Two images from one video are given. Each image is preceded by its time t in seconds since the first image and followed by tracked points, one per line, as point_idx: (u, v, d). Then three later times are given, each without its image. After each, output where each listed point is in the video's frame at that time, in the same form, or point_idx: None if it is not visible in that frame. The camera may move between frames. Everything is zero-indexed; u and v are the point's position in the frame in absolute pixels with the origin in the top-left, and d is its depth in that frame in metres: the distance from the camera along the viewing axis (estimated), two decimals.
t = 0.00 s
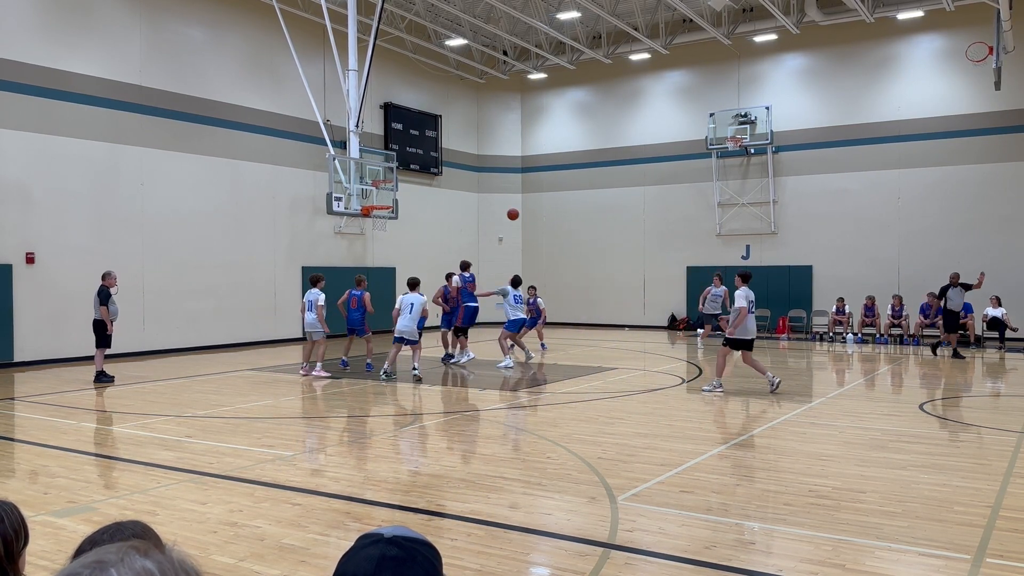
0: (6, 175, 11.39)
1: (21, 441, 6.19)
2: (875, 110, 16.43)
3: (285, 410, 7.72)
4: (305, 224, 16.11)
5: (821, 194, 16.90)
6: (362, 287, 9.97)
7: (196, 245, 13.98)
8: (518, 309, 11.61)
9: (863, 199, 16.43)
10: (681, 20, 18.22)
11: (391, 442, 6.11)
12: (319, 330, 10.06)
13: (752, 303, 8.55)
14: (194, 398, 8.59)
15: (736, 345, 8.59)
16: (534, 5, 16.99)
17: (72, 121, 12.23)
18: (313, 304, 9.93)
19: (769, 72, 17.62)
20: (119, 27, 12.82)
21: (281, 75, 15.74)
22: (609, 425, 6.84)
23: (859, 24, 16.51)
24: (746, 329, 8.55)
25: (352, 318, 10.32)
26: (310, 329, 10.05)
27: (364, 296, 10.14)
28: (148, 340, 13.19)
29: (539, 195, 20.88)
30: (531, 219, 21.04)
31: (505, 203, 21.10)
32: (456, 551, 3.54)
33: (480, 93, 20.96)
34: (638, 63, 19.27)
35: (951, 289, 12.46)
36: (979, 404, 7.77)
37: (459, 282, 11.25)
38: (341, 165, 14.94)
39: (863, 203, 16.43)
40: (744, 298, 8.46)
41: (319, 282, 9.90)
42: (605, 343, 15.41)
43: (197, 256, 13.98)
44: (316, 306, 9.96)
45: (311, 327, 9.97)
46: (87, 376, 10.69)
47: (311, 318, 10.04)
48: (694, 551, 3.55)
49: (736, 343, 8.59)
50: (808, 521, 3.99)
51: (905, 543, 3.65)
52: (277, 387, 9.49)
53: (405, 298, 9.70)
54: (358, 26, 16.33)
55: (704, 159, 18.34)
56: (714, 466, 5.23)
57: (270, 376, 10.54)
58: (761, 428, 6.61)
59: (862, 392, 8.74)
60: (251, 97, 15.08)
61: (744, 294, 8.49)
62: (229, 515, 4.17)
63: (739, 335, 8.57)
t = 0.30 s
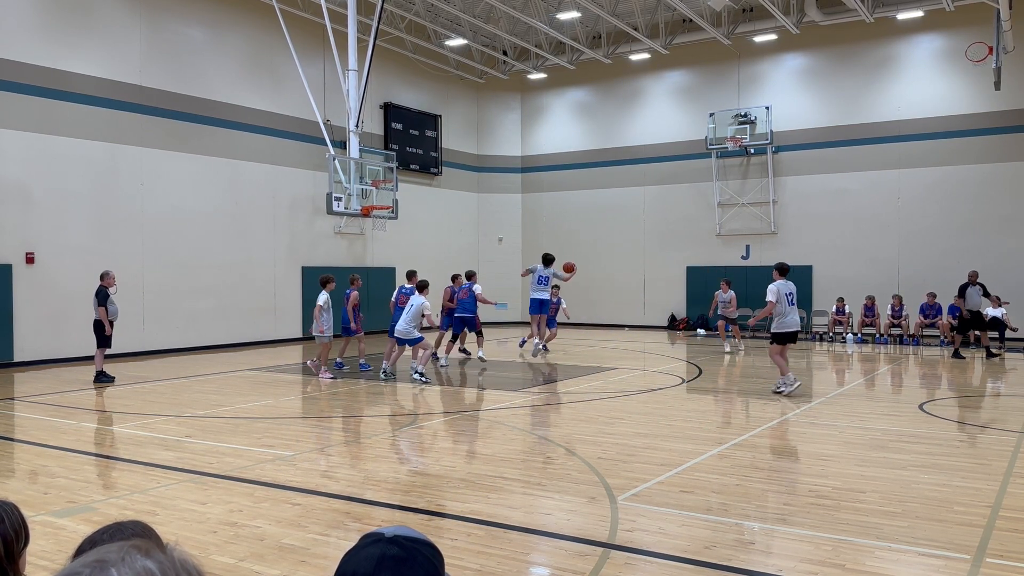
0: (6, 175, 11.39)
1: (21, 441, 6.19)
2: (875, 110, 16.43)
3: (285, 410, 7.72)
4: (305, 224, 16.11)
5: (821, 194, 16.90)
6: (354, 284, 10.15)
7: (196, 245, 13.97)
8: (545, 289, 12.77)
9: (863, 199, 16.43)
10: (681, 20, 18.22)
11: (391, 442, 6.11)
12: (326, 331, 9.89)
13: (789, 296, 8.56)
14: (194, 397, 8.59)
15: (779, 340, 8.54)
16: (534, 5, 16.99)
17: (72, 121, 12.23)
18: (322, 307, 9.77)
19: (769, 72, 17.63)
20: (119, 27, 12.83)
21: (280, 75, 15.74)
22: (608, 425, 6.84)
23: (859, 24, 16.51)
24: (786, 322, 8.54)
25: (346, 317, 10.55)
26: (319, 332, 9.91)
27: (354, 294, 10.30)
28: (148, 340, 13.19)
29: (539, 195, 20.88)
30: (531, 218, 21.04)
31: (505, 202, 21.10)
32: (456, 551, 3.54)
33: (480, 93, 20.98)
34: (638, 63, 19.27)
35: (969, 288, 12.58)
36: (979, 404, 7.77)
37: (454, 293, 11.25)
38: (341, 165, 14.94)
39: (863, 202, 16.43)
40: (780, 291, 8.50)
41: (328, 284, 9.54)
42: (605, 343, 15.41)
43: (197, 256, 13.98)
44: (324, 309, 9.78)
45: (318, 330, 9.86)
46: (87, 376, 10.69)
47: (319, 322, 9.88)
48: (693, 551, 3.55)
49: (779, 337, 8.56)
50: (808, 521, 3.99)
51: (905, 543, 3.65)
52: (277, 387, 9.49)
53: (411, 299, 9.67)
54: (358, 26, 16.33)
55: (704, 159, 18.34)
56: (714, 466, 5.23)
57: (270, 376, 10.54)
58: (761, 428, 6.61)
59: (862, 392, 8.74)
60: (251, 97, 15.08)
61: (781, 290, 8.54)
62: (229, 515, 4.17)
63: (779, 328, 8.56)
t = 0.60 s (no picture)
0: (6, 175, 11.39)
1: (21, 441, 6.19)
2: (875, 110, 16.43)
3: (285, 410, 7.72)
4: (305, 224, 16.11)
5: (821, 194, 16.90)
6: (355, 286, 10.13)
7: (196, 245, 13.97)
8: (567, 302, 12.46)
9: (863, 199, 16.43)
10: (681, 20, 18.22)
11: (391, 442, 6.11)
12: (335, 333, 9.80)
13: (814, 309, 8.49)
14: (194, 397, 8.59)
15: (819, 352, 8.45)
16: (534, 6, 16.99)
17: (72, 121, 12.23)
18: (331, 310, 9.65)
19: (768, 72, 17.63)
20: (119, 27, 12.83)
21: (280, 75, 15.74)
22: (608, 425, 6.84)
23: (859, 24, 16.51)
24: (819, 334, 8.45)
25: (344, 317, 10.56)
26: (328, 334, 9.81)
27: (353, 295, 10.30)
28: (148, 340, 13.19)
29: (539, 195, 20.88)
30: (531, 218, 21.04)
31: (505, 202, 21.10)
32: (456, 552, 3.54)
33: (480, 93, 20.99)
34: (638, 63, 19.27)
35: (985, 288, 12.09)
36: (979, 404, 7.77)
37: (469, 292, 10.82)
38: (341, 165, 14.96)
39: (863, 202, 16.43)
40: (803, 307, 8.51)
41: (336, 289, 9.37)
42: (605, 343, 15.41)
43: (197, 256, 13.98)
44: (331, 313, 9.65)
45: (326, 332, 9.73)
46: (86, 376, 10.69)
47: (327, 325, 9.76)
48: (693, 551, 3.55)
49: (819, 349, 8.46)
50: (808, 522, 3.98)
51: (905, 543, 3.65)
52: (277, 387, 9.49)
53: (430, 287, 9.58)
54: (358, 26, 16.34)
55: (704, 159, 18.34)
56: (714, 466, 5.23)
57: (271, 376, 10.54)
58: (761, 428, 6.61)
59: (862, 393, 8.73)
60: (251, 97, 15.08)
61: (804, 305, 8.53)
62: (229, 515, 4.16)
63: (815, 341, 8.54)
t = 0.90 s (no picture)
0: (6, 175, 11.39)
1: (21, 441, 6.19)
2: (875, 111, 16.44)
3: (285, 410, 7.72)
4: (305, 224, 16.11)
5: (821, 194, 16.90)
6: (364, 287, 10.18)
7: (196, 244, 13.98)
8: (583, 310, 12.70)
9: (863, 199, 16.44)
10: (681, 21, 18.21)
11: (391, 442, 6.12)
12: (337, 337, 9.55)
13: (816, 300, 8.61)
14: (194, 398, 8.59)
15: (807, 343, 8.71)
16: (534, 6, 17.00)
17: (71, 121, 12.23)
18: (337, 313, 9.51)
19: (768, 72, 17.63)
20: (119, 27, 12.83)
21: (280, 75, 15.74)
22: (608, 425, 6.84)
23: (859, 24, 16.51)
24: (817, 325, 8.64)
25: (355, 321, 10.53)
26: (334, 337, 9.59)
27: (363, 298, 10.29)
28: (148, 339, 13.19)
29: (539, 195, 20.88)
30: (531, 219, 21.04)
31: (504, 202, 21.11)
32: (456, 551, 3.54)
33: (480, 93, 21.01)
34: (638, 63, 19.27)
35: (988, 287, 11.86)
36: (979, 404, 7.78)
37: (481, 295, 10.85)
38: (341, 165, 14.97)
39: (863, 203, 16.43)
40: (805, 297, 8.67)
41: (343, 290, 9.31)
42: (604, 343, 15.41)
43: (197, 256, 13.98)
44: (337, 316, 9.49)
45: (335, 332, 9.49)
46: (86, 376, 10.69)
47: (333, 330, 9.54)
48: (693, 551, 3.55)
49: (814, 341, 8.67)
50: (808, 521, 3.99)
51: (905, 543, 3.65)
52: (277, 387, 9.49)
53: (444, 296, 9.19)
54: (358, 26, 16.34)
55: (704, 159, 18.34)
56: (714, 466, 5.23)
57: (271, 376, 10.53)
58: (761, 428, 6.61)
59: (862, 393, 8.73)
60: (251, 97, 15.09)
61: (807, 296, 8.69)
62: (229, 515, 4.17)
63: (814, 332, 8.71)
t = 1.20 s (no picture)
0: (5, 175, 11.39)
1: (21, 441, 6.19)
2: (875, 111, 16.43)
3: (285, 410, 7.72)
4: (305, 224, 16.12)
5: (821, 194, 16.91)
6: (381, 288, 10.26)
7: (196, 244, 13.97)
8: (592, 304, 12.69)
9: (862, 199, 16.45)
10: (680, 21, 18.20)
11: (391, 442, 6.12)
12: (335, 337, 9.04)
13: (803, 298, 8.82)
14: (193, 398, 8.59)
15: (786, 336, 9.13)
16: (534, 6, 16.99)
17: (71, 121, 12.23)
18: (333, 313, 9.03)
19: (768, 72, 17.63)
20: (118, 26, 12.83)
21: (280, 75, 15.74)
22: (608, 425, 6.84)
23: (860, 24, 16.50)
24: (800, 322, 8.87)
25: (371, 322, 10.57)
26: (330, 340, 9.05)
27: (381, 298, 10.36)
28: (148, 339, 13.19)
29: (539, 195, 20.88)
30: (531, 219, 21.04)
31: (504, 202, 21.12)
32: (456, 551, 3.55)
33: (480, 93, 21.03)
34: (638, 63, 19.26)
35: (992, 287, 11.79)
36: (978, 404, 7.77)
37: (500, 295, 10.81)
38: (341, 165, 15.00)
39: (862, 203, 16.44)
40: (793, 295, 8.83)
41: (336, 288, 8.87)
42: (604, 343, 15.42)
43: (197, 256, 13.98)
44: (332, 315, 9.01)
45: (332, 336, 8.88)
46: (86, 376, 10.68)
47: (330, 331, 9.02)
48: (693, 551, 3.55)
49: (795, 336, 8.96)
50: (807, 521, 3.99)
51: (905, 543, 3.65)
52: (277, 387, 9.48)
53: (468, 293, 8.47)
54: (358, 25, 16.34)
55: (704, 159, 18.35)
56: (713, 466, 5.23)
57: (271, 376, 10.53)
58: (761, 428, 6.61)
59: (861, 393, 8.73)
60: (251, 97, 15.09)
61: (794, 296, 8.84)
62: (229, 515, 4.17)
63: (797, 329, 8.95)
